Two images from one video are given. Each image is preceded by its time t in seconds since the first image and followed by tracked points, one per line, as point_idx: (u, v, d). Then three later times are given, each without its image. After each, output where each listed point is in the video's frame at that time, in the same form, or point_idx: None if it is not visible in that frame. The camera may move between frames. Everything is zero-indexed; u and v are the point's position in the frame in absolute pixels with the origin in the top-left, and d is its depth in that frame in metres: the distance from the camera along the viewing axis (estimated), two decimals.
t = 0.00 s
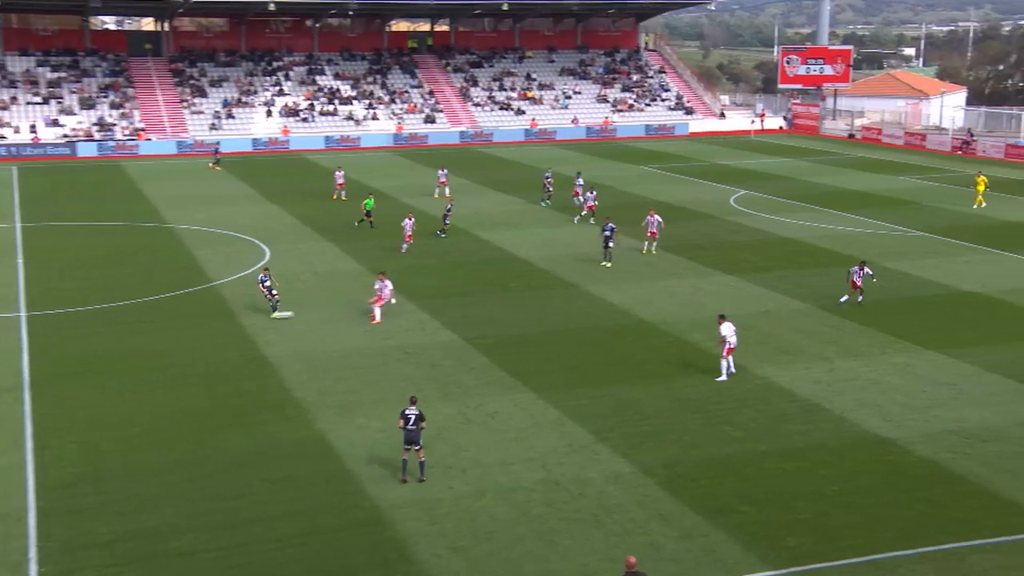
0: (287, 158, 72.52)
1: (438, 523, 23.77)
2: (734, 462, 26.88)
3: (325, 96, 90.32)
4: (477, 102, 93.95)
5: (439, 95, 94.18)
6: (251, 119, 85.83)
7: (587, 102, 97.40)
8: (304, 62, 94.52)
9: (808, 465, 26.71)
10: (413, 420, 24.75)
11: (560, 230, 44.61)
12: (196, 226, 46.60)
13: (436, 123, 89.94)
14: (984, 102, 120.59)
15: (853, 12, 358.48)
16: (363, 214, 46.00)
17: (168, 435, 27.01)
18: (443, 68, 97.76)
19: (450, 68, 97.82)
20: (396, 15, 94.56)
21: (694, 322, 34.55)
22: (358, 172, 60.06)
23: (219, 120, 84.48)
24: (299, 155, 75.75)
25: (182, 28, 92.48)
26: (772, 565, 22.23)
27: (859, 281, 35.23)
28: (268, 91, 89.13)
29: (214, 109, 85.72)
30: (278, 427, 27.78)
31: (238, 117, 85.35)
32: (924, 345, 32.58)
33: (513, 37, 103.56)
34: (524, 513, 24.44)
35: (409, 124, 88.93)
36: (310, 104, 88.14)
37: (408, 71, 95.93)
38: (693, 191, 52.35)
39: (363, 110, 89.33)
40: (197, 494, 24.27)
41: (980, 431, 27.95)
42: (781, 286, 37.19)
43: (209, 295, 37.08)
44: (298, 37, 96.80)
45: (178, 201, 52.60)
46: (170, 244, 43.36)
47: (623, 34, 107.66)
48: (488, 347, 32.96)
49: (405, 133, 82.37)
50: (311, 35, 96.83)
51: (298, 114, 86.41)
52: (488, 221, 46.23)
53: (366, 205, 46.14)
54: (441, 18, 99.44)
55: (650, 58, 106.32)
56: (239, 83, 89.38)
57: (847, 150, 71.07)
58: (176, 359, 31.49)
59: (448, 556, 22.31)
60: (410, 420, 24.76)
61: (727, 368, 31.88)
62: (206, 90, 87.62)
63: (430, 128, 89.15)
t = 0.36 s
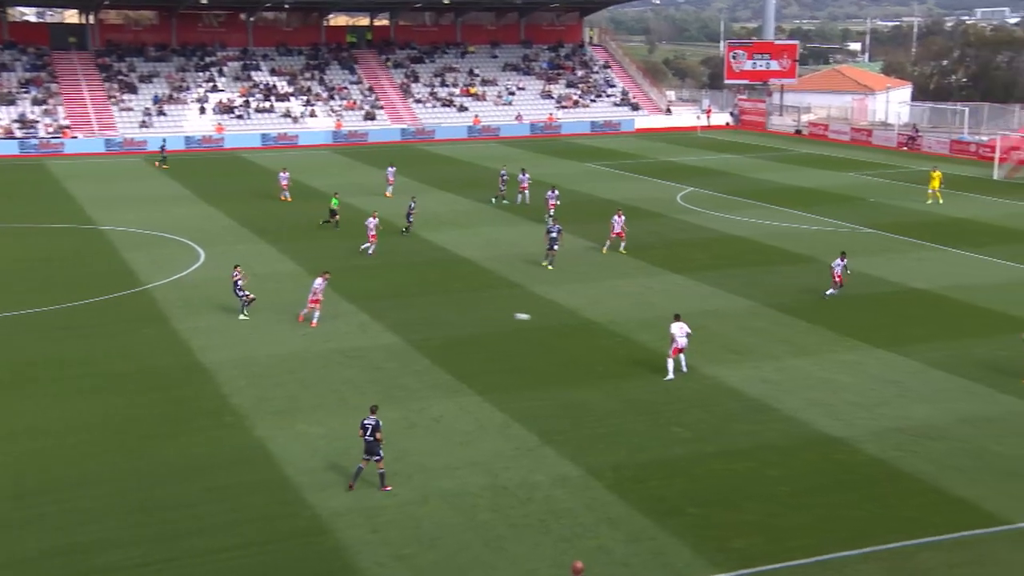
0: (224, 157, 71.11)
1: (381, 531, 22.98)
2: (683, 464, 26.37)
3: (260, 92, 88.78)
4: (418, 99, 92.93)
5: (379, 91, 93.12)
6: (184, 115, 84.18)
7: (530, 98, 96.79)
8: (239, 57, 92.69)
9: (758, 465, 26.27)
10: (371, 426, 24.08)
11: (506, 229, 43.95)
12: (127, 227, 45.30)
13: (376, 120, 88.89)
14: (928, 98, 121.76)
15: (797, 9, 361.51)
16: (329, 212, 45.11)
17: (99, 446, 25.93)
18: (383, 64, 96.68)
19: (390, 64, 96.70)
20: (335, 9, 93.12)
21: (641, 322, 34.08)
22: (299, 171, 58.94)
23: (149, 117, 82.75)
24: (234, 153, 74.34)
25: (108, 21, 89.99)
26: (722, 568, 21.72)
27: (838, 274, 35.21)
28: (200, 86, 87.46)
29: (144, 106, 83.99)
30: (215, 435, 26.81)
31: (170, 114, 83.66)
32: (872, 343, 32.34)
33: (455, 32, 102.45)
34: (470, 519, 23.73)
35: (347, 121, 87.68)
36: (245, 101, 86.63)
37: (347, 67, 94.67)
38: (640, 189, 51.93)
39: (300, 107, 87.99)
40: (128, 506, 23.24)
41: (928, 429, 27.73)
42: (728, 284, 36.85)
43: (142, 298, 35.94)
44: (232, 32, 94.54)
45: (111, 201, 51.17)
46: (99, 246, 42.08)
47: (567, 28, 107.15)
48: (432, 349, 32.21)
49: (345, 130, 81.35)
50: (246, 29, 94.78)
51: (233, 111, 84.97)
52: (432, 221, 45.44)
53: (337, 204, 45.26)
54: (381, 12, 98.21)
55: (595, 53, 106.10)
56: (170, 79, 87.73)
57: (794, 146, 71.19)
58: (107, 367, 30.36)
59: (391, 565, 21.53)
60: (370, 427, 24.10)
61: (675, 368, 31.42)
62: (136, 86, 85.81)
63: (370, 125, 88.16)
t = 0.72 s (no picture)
0: (138, 156, 69.76)
1: (304, 537, 22.49)
2: (610, 463, 26.27)
3: (175, 90, 86.86)
4: (340, 97, 92.06)
5: (298, 89, 91.98)
6: (94, 114, 81.88)
7: (453, 96, 96.37)
8: (151, 54, 90.80)
9: (684, 462, 26.26)
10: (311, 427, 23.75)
11: (429, 229, 43.58)
12: (37, 229, 44.08)
13: (296, 120, 87.64)
14: (847, 95, 123.72)
15: (721, 6, 365.35)
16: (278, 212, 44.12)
17: (10, 456, 25.06)
18: (302, 61, 95.54)
19: (310, 61, 95.65)
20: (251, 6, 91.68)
21: (566, 320, 33.96)
22: (219, 171, 57.91)
23: (57, 117, 80.38)
24: (148, 153, 72.99)
25: (11, 15, 87.10)
26: (650, 567, 21.61)
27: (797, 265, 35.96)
28: (112, 85, 85.48)
29: (52, 105, 81.78)
30: (132, 443, 26.08)
31: (79, 113, 81.27)
32: (795, 339, 32.56)
33: (375, 29, 101.95)
34: (396, 523, 23.34)
35: (266, 120, 86.04)
36: (159, 99, 84.71)
37: (265, 64, 93.40)
38: (564, 187, 51.87)
39: (217, 105, 86.27)
40: (41, 519, 22.45)
41: (850, 423, 27.96)
42: (652, 282, 36.90)
43: (54, 303, 34.93)
44: (144, 28, 92.55)
45: (21, 203, 49.82)
46: (7, 249, 40.86)
47: (489, 26, 107.16)
48: (355, 351, 31.74)
49: (264, 129, 80.33)
50: (159, 25, 92.93)
51: (147, 110, 83.02)
52: (354, 221, 44.89)
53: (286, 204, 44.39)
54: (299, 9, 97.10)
55: (517, 51, 106.41)
56: (80, 76, 85.61)
57: (715, 143, 71.72)
58: (18, 374, 29.39)
59: (315, 572, 21.07)
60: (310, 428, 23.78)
61: (600, 366, 31.34)
62: (43, 85, 83.75)
63: (289, 124, 86.71)
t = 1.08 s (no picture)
0: (43, 158, 67.76)
1: (220, 549, 21.76)
2: (533, 465, 25.89)
3: (80, 88, 84.59)
4: (254, 96, 90.59)
5: (210, 88, 90.28)
6: None
7: (372, 95, 95.44)
8: (53, 51, 88.42)
9: (608, 463, 26.00)
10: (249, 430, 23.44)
11: (347, 230, 42.87)
12: None
13: (208, 118, 85.94)
14: (767, 92, 125.21)
15: (644, 5, 367.78)
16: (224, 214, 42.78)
17: None
18: (214, 59, 93.94)
19: (222, 59, 93.99)
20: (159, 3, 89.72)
21: (489, 321, 33.54)
22: (129, 174, 56.42)
23: None
24: (52, 154, 71.00)
25: None
26: (575, 569, 21.26)
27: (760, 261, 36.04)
28: (12, 83, 83.01)
29: None
30: (37, 457, 25.08)
31: None
32: (717, 337, 32.51)
33: (291, 26, 100.46)
34: (315, 531, 22.71)
35: (177, 120, 84.26)
36: (62, 98, 82.43)
37: (174, 62, 91.58)
38: (484, 187, 51.45)
39: (125, 104, 84.23)
40: None
41: (773, 420, 27.93)
42: (574, 281, 36.65)
43: None
44: (44, 22, 89.97)
45: None
46: None
47: (407, 23, 106.45)
48: (272, 357, 30.99)
49: (174, 129, 78.66)
50: (60, 20, 90.53)
51: (49, 108, 80.72)
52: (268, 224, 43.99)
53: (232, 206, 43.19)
54: (210, 5, 95.29)
55: (436, 48, 105.91)
56: None
57: (636, 141, 71.80)
58: None
59: None
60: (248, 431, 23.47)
61: (523, 368, 30.97)
62: None
63: (201, 123, 84.93)
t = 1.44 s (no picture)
0: None
1: (152, 560, 21.08)
2: (474, 468, 25.50)
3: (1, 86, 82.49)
4: (185, 95, 89.12)
5: (139, 86, 88.59)
6: None
7: (307, 94, 94.46)
8: None
9: (551, 465, 25.68)
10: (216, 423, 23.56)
11: (283, 232, 42.16)
12: None
13: (137, 118, 84.37)
14: (707, 91, 126.32)
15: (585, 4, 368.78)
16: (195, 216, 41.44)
17: None
18: (142, 57, 92.26)
19: (152, 57, 92.28)
20: None
21: (429, 323, 33.09)
22: (56, 176, 55.08)
23: None
24: None
25: None
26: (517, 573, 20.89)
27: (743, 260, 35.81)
28: None
29: None
30: None
31: None
32: (658, 336, 32.37)
33: (223, 23, 98.78)
34: (251, 540, 22.11)
35: (105, 119, 82.61)
36: None
37: (101, 60, 89.76)
38: (424, 187, 50.99)
39: (49, 103, 82.36)
40: None
41: (714, 419, 27.82)
42: (516, 281, 36.33)
43: None
44: None
45: None
46: None
47: (343, 21, 105.43)
48: (207, 362, 30.29)
49: (103, 129, 76.99)
50: None
51: None
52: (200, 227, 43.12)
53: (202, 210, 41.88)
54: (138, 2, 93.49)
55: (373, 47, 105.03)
56: None
57: (576, 140, 71.65)
58: None
59: None
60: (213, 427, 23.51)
61: (465, 370, 30.57)
62: None
63: (130, 123, 83.39)
